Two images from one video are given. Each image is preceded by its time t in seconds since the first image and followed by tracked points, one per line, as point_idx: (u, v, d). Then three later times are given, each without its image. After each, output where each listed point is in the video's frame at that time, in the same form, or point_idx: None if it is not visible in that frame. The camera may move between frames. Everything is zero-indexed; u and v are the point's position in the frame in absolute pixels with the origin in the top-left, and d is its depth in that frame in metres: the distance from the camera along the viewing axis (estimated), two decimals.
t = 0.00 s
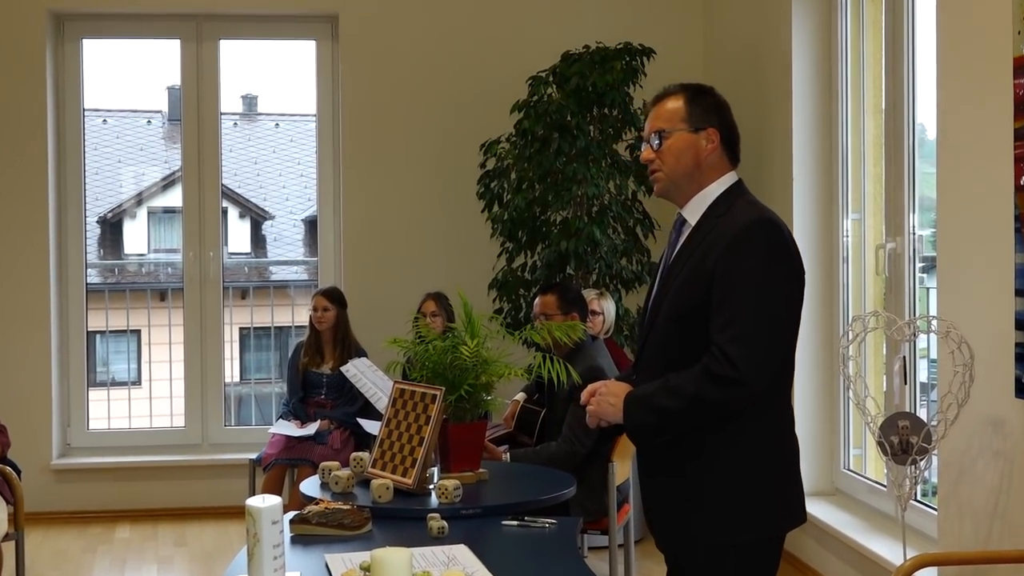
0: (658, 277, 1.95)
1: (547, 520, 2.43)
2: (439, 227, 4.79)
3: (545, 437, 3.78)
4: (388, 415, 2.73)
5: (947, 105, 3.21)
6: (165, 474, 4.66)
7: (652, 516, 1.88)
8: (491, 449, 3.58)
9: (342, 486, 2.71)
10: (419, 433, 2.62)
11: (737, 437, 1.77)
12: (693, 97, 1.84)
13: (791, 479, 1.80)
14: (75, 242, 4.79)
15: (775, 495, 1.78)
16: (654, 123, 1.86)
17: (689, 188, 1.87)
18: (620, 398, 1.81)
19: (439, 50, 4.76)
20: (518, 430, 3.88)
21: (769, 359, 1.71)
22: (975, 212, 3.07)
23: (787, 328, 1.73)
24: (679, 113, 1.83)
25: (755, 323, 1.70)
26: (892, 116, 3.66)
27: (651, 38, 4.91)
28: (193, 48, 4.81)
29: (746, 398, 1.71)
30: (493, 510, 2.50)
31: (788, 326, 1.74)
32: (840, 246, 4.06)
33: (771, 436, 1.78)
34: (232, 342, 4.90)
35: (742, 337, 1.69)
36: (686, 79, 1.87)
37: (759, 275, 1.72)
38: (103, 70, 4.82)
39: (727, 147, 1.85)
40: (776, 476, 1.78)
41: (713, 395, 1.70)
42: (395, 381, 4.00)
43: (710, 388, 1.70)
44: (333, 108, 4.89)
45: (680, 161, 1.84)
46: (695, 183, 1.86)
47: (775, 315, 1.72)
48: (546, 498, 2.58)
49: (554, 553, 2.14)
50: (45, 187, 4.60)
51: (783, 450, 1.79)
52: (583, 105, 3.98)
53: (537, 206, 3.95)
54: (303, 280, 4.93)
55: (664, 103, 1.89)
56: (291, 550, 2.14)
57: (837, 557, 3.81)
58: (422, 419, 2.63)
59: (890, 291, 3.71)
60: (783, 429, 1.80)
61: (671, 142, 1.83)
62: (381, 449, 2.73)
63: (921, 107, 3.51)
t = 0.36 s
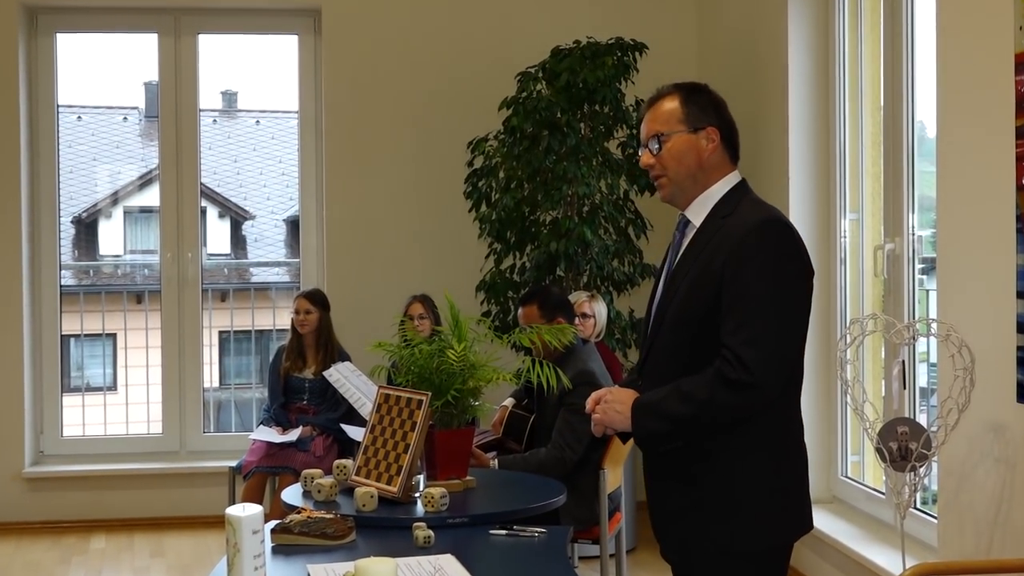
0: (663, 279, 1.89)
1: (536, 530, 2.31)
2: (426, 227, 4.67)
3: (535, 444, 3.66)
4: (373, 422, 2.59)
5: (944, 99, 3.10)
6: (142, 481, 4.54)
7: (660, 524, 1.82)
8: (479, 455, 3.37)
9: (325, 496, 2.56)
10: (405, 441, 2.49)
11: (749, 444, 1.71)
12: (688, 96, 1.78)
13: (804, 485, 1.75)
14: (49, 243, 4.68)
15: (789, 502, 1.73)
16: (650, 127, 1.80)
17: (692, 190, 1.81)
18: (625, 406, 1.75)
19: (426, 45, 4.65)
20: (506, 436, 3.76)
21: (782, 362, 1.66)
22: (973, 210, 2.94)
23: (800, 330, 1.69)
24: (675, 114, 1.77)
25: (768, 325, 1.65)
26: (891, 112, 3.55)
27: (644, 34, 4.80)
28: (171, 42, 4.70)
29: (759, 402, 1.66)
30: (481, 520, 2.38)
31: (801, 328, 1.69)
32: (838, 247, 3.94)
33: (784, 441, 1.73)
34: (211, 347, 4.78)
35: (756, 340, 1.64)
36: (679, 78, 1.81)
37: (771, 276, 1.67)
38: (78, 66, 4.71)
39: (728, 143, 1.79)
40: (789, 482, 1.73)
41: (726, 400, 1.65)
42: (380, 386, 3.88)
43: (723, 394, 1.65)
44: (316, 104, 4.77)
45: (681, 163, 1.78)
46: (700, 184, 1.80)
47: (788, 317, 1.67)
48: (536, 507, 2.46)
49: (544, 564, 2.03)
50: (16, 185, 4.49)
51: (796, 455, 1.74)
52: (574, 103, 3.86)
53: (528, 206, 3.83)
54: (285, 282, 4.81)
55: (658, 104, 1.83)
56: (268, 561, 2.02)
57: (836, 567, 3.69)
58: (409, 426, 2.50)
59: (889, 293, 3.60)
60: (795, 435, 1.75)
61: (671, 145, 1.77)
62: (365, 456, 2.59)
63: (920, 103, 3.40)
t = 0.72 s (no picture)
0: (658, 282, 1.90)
1: (521, 538, 2.19)
2: (409, 225, 4.57)
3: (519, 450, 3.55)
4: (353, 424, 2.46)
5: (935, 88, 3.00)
6: (113, 488, 4.42)
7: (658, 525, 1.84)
8: (461, 461, 3.21)
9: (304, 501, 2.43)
10: (386, 444, 2.36)
11: (744, 445, 1.74)
12: (660, 106, 1.79)
13: (800, 486, 1.77)
14: (18, 242, 4.57)
15: (783, 503, 1.75)
16: (633, 148, 1.80)
17: (687, 195, 1.83)
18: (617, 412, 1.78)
19: (408, 38, 4.54)
20: (489, 441, 3.65)
21: (777, 364, 1.67)
22: (966, 204, 2.83)
23: (795, 333, 1.70)
24: (654, 129, 1.78)
25: (763, 328, 1.66)
26: (884, 107, 3.44)
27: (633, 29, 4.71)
28: (143, 34, 4.61)
29: (753, 404, 1.67)
30: (466, 527, 2.26)
31: (796, 331, 1.71)
32: (831, 246, 3.84)
33: (778, 442, 1.76)
34: (185, 349, 4.68)
35: (751, 343, 1.66)
36: (648, 88, 1.81)
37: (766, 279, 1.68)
38: (47, 59, 4.61)
39: (713, 141, 1.80)
40: (784, 483, 1.75)
41: (721, 403, 1.66)
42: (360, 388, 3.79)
43: (717, 397, 1.67)
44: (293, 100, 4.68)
45: (673, 173, 1.80)
46: (696, 188, 1.82)
47: (783, 319, 1.68)
48: (522, 514, 2.35)
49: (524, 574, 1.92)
50: None
51: (792, 456, 1.76)
52: (559, 98, 3.75)
53: (511, 204, 3.73)
54: (261, 282, 4.70)
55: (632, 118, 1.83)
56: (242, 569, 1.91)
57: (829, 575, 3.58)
58: (389, 430, 2.38)
59: (883, 294, 3.49)
60: (790, 436, 1.77)
61: (660, 160, 1.78)
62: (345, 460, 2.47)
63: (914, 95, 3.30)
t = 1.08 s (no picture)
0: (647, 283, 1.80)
1: (508, 545, 2.08)
2: (394, 223, 4.46)
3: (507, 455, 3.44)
4: (336, 428, 2.33)
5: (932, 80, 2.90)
6: (85, 494, 4.30)
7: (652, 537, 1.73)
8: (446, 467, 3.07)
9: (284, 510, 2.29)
10: (369, 451, 2.24)
11: (740, 451, 1.64)
12: (647, 104, 1.68)
13: (800, 490, 1.68)
14: None
15: (781, 508, 1.65)
16: (619, 148, 1.69)
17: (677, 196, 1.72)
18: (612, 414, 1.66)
19: (392, 31, 4.42)
20: (476, 446, 3.53)
21: (772, 365, 1.58)
22: (963, 199, 2.72)
23: (790, 332, 1.60)
24: (641, 127, 1.67)
25: (756, 328, 1.57)
26: (881, 101, 3.33)
27: (622, 24, 4.60)
28: (117, 26, 4.49)
29: (748, 409, 1.57)
30: (452, 535, 2.14)
31: (791, 330, 1.61)
32: (827, 245, 3.73)
33: (776, 447, 1.66)
34: (161, 352, 4.56)
35: (743, 344, 1.56)
36: (634, 85, 1.70)
37: (757, 276, 1.58)
38: (17, 51, 4.50)
39: (702, 139, 1.70)
40: (783, 489, 1.66)
41: (713, 408, 1.57)
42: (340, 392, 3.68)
43: (709, 402, 1.57)
44: (272, 94, 4.57)
45: (661, 174, 1.69)
46: (686, 189, 1.72)
47: (777, 318, 1.58)
48: (510, 521, 2.24)
49: None
50: None
51: (790, 460, 1.67)
52: (548, 92, 3.64)
53: (498, 202, 3.62)
54: (239, 282, 4.59)
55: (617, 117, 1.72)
56: None
57: None
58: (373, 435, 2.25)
59: (880, 293, 3.39)
60: (789, 439, 1.67)
61: (648, 160, 1.67)
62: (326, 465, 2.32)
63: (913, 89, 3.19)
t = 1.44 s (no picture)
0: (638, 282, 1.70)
1: (496, 555, 1.98)
2: (380, 222, 4.35)
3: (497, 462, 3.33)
4: (319, 433, 2.21)
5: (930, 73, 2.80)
6: (60, 500, 4.19)
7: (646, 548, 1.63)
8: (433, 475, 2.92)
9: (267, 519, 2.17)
10: (353, 456, 2.13)
11: (735, 456, 1.54)
12: (639, 100, 1.58)
13: (799, 496, 1.58)
14: None
15: (779, 515, 1.55)
16: (608, 145, 1.59)
17: (669, 195, 1.62)
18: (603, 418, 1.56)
19: (377, 25, 4.32)
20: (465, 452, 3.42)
21: (767, 365, 1.48)
22: (959, 194, 2.60)
23: (786, 331, 1.50)
24: (632, 123, 1.57)
25: (750, 326, 1.47)
26: (880, 96, 3.23)
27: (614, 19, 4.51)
28: (94, 19, 4.39)
29: (742, 412, 1.48)
30: (441, 543, 2.03)
31: (787, 328, 1.51)
32: (825, 245, 3.63)
33: (772, 451, 1.56)
34: (140, 355, 4.46)
35: (736, 343, 1.46)
36: (626, 80, 1.60)
37: (751, 271, 1.49)
38: None
39: (695, 136, 1.60)
40: (782, 493, 1.56)
41: (705, 411, 1.47)
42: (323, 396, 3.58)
43: (701, 406, 1.47)
44: (255, 90, 4.46)
45: (652, 173, 1.59)
46: (677, 188, 1.61)
47: (772, 316, 1.48)
48: (499, 528, 2.13)
49: None
50: None
51: (789, 464, 1.57)
52: (538, 86, 3.54)
53: (486, 200, 3.52)
54: (219, 283, 4.49)
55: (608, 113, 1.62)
56: None
57: None
58: (358, 439, 2.14)
59: (879, 294, 3.29)
60: (786, 441, 1.58)
61: (638, 157, 1.57)
62: (309, 472, 2.21)
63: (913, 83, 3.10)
